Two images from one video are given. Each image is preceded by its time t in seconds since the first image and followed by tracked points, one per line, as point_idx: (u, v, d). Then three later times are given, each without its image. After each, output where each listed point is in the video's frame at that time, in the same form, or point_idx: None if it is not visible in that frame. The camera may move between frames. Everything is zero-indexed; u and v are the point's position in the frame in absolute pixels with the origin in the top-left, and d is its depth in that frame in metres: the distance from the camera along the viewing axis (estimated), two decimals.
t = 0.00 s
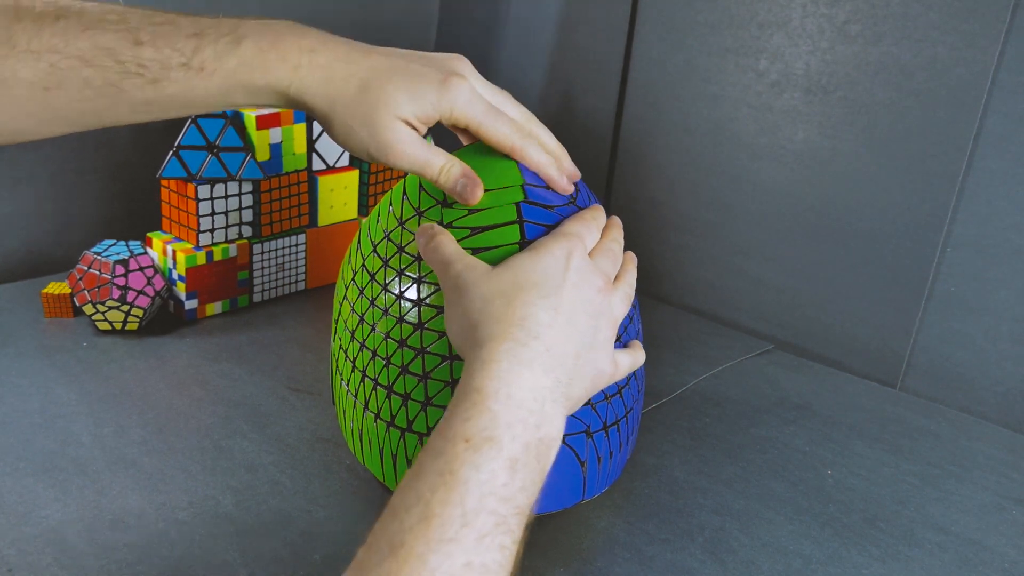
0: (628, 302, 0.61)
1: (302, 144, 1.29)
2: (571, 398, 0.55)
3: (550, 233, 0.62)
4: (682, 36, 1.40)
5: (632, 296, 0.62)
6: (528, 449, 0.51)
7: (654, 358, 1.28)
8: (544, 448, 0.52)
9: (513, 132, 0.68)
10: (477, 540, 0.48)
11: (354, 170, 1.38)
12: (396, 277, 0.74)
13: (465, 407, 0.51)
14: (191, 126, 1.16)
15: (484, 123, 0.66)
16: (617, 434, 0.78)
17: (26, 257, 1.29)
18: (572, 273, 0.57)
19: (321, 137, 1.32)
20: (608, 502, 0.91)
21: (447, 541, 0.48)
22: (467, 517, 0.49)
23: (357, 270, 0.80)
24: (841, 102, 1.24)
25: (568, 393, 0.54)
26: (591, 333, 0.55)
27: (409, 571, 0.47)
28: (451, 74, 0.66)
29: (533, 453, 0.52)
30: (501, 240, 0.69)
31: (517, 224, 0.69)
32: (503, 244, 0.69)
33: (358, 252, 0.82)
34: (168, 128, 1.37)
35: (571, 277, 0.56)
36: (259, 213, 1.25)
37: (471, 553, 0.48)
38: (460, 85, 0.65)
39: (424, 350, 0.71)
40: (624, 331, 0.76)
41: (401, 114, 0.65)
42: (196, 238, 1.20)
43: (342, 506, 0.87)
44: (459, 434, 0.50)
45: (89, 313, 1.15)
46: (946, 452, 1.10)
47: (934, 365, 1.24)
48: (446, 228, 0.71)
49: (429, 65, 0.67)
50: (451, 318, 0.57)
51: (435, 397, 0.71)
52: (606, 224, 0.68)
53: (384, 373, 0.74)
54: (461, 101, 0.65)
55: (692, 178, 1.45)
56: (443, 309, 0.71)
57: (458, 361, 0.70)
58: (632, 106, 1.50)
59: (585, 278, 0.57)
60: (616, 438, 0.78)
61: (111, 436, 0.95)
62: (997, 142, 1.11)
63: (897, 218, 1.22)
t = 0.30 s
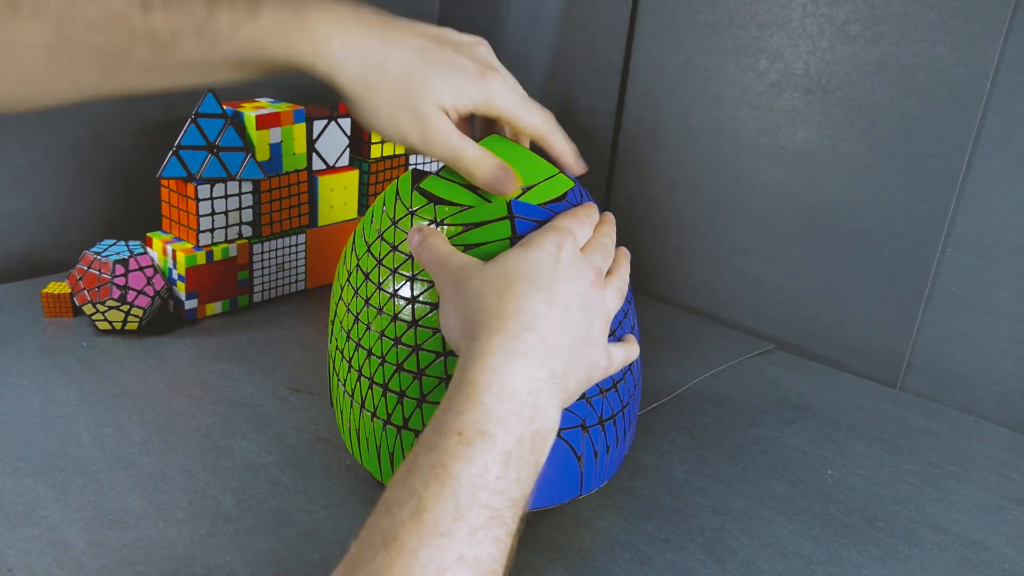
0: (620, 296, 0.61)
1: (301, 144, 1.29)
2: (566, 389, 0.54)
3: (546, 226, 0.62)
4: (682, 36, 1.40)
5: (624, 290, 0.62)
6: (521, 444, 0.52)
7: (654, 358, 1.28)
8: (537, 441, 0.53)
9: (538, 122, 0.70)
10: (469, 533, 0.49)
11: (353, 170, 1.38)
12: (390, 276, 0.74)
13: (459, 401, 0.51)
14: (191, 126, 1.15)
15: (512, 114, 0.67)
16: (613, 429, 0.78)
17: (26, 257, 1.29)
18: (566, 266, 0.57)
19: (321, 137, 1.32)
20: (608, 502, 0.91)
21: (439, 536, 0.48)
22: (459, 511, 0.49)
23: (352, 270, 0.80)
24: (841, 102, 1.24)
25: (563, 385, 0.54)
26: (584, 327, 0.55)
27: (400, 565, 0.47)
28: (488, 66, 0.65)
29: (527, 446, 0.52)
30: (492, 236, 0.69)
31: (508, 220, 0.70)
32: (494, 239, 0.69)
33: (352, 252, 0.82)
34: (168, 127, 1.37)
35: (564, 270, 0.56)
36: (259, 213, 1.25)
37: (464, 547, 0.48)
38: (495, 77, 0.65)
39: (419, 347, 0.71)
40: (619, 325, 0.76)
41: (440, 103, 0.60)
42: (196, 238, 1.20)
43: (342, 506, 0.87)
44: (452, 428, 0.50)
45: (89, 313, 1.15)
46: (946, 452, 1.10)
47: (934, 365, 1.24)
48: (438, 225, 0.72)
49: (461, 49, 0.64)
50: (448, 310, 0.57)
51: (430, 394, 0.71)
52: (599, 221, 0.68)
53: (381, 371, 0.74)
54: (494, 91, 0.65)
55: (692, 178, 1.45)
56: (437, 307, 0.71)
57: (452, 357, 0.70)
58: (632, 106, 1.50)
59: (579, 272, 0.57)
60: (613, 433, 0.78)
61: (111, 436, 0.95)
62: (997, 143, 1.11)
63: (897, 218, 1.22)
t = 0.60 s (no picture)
0: (624, 298, 0.61)
1: (302, 144, 1.29)
2: (579, 391, 0.54)
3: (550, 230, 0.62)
4: (682, 36, 1.40)
5: (629, 293, 0.62)
6: (535, 444, 0.50)
7: (654, 358, 1.28)
8: (552, 442, 0.51)
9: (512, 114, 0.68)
10: (484, 534, 0.47)
11: (353, 170, 1.39)
12: (392, 278, 0.74)
13: (472, 402, 0.50)
14: (190, 126, 1.16)
15: (494, 91, 0.67)
16: (616, 430, 0.78)
17: (26, 257, 1.29)
18: (572, 268, 0.57)
19: (321, 137, 1.33)
20: (608, 502, 0.91)
21: (454, 535, 0.46)
22: (474, 511, 0.47)
23: (352, 271, 0.80)
24: (841, 102, 1.24)
25: (576, 386, 0.53)
26: (593, 328, 0.55)
27: (414, 564, 0.45)
28: (480, 32, 0.67)
29: (542, 447, 0.51)
30: (498, 238, 0.69)
31: (514, 222, 0.70)
32: (500, 241, 0.69)
33: (351, 252, 0.82)
34: (168, 128, 1.37)
35: (571, 272, 0.56)
36: (259, 213, 1.25)
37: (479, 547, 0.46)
38: (486, 44, 0.66)
39: (423, 350, 0.71)
40: (621, 326, 0.76)
41: (419, 65, 0.65)
42: (196, 238, 1.20)
43: (341, 506, 0.87)
44: (466, 428, 0.49)
45: (89, 313, 1.16)
46: (945, 452, 1.10)
47: (934, 365, 1.24)
48: (442, 227, 0.72)
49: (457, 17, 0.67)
50: (457, 315, 0.57)
51: (435, 397, 0.71)
52: (600, 222, 0.68)
53: (384, 373, 0.74)
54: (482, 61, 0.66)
55: (692, 178, 1.45)
56: (442, 309, 0.71)
57: (457, 359, 0.70)
58: (632, 106, 1.50)
59: (586, 274, 0.57)
60: (615, 433, 0.78)
61: (111, 436, 0.95)
62: (997, 143, 1.11)
63: (897, 219, 1.22)
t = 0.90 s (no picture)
0: (617, 293, 0.61)
1: (302, 144, 1.29)
2: (572, 385, 0.54)
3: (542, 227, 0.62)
4: (682, 36, 1.40)
5: (621, 288, 0.62)
6: (528, 438, 0.50)
7: (654, 358, 1.28)
8: (545, 436, 0.51)
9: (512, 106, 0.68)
10: (475, 527, 0.47)
11: (353, 170, 1.39)
12: (386, 278, 0.74)
13: (464, 396, 0.50)
14: (191, 126, 1.15)
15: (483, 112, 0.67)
16: (613, 426, 0.78)
17: (26, 257, 1.29)
18: (564, 264, 0.57)
19: (321, 137, 1.33)
20: (608, 502, 0.91)
21: (446, 529, 0.46)
22: (465, 504, 0.47)
23: (347, 272, 0.80)
24: (841, 102, 1.24)
25: (568, 380, 0.53)
26: (585, 324, 0.55)
27: (406, 557, 0.45)
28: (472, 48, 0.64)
29: (534, 441, 0.51)
30: (489, 237, 0.70)
31: (505, 221, 0.70)
32: (491, 240, 0.69)
33: (347, 254, 0.82)
34: (168, 128, 1.37)
35: (562, 268, 0.56)
36: (259, 213, 1.25)
37: (471, 540, 0.47)
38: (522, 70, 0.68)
39: (418, 349, 0.71)
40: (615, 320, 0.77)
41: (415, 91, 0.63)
42: (196, 238, 1.20)
43: (341, 506, 0.87)
44: (457, 422, 0.49)
45: (89, 313, 1.16)
46: (945, 452, 1.10)
47: (934, 365, 1.24)
48: (434, 225, 0.72)
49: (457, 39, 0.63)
50: (451, 314, 0.57)
51: (430, 396, 0.71)
52: (594, 219, 0.68)
53: (379, 373, 0.74)
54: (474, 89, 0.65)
55: (692, 179, 1.45)
56: (436, 308, 0.71)
57: (451, 358, 0.70)
58: (632, 106, 1.50)
59: (577, 270, 0.57)
60: (612, 429, 0.78)
61: (111, 436, 0.95)
62: (997, 143, 1.11)
63: (897, 218, 1.22)
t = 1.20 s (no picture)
0: (621, 298, 0.61)
1: (302, 144, 1.29)
2: (576, 390, 0.53)
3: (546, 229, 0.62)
4: (682, 36, 1.40)
5: (625, 292, 0.62)
6: (531, 441, 0.50)
7: (653, 358, 1.28)
8: (549, 440, 0.51)
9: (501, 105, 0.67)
10: (477, 529, 0.47)
11: (354, 170, 1.39)
12: (391, 278, 0.74)
13: (467, 398, 0.50)
14: (190, 126, 1.16)
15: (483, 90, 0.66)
16: (614, 430, 0.78)
17: (26, 257, 1.29)
18: (569, 267, 0.57)
19: (321, 137, 1.33)
20: (608, 502, 0.91)
21: (448, 531, 0.46)
22: (467, 507, 0.47)
23: (352, 271, 0.80)
24: (841, 102, 1.25)
25: (573, 384, 0.53)
26: (591, 328, 0.55)
27: (408, 559, 0.45)
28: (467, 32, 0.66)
29: (538, 444, 0.51)
30: (494, 240, 0.70)
31: (511, 224, 0.70)
32: (496, 243, 0.69)
33: (351, 252, 0.82)
34: (169, 128, 1.37)
35: (567, 271, 0.56)
36: (260, 213, 1.25)
37: (473, 542, 0.47)
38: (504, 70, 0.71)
39: (421, 350, 0.71)
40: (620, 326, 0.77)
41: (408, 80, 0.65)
42: (197, 238, 1.20)
43: (342, 506, 0.87)
44: (461, 424, 0.49)
45: (90, 313, 1.16)
46: (945, 452, 1.10)
47: (934, 365, 1.24)
48: (439, 227, 0.72)
49: (447, 16, 0.66)
50: (455, 316, 0.57)
51: (433, 397, 0.71)
52: (599, 222, 0.68)
53: (381, 374, 0.74)
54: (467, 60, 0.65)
55: (693, 179, 1.45)
56: (440, 310, 0.71)
57: (454, 360, 0.70)
58: (632, 106, 1.50)
59: (582, 273, 0.57)
60: (614, 434, 0.78)
61: (111, 436, 0.95)
62: (997, 143, 1.11)
63: (897, 218, 1.22)
